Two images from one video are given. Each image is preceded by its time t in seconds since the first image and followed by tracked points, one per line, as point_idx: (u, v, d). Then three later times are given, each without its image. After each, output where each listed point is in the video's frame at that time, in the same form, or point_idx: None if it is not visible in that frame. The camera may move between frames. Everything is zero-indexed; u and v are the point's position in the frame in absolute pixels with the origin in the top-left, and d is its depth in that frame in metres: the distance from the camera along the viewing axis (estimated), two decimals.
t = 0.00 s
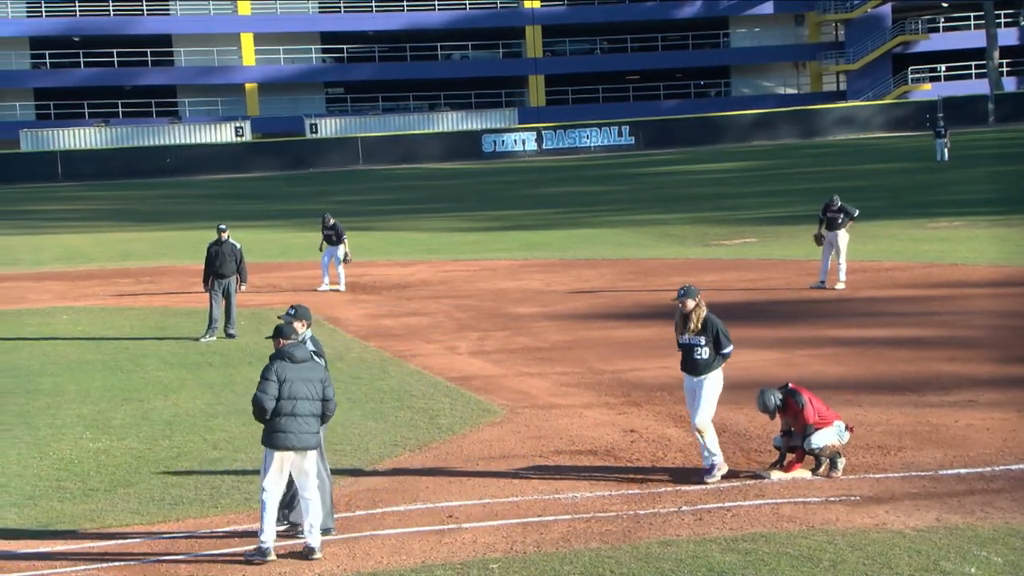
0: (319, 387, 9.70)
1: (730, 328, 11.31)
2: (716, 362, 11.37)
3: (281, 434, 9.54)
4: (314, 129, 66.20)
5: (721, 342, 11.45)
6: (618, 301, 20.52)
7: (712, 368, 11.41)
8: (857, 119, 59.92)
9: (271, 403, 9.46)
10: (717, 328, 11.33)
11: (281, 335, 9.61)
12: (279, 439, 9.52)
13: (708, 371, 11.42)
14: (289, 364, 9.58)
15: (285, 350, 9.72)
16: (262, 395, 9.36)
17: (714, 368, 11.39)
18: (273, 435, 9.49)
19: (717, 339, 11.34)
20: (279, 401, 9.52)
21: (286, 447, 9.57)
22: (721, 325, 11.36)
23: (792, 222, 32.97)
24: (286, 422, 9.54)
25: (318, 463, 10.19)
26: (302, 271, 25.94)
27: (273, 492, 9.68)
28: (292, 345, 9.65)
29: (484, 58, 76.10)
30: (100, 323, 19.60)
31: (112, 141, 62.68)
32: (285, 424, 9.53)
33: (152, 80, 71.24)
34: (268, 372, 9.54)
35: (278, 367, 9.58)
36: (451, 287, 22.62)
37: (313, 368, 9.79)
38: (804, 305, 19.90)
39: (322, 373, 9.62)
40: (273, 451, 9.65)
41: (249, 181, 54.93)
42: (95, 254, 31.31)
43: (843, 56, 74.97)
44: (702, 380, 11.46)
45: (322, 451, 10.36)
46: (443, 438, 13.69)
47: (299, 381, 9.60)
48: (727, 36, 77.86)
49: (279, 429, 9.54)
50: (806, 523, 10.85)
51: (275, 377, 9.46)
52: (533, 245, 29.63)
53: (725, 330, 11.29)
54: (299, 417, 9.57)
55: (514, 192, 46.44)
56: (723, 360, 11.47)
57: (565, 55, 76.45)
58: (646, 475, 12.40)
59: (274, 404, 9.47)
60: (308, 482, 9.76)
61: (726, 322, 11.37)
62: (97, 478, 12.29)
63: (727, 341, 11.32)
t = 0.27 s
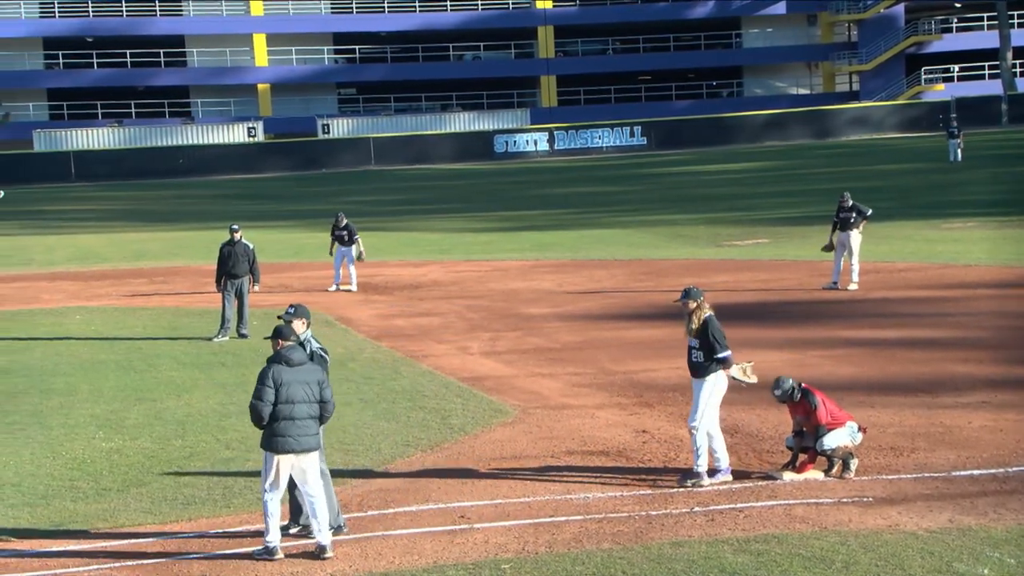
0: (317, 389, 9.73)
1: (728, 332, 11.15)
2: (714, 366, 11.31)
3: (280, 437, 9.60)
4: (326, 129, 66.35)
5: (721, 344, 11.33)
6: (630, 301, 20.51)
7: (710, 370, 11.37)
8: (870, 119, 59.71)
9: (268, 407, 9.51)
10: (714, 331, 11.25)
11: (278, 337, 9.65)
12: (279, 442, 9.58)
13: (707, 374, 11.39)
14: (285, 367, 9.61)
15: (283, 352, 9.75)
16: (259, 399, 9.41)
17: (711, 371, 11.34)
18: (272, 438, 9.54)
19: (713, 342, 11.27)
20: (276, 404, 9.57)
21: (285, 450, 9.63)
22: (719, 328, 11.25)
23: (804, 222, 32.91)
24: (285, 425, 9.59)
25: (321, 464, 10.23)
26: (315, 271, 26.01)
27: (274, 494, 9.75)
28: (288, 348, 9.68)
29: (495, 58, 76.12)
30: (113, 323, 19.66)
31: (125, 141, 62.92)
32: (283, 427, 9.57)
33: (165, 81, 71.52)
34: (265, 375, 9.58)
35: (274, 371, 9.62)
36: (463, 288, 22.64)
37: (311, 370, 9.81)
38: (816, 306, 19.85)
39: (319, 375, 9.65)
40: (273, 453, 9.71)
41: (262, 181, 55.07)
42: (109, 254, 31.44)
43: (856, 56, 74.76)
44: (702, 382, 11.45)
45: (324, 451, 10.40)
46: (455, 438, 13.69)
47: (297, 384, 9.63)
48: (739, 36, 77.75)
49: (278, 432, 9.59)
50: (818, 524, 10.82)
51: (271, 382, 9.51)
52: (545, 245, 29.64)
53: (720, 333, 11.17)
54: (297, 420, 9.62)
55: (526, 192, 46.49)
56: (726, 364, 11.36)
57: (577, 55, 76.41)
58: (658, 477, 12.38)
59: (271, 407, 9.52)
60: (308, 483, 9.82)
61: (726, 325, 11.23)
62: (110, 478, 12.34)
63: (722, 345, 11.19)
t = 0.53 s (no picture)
0: (320, 386, 9.79)
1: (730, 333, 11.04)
2: (716, 368, 11.26)
3: (285, 434, 9.68)
4: (342, 129, 66.56)
5: (724, 346, 11.24)
6: (645, 301, 20.48)
7: (712, 372, 11.33)
8: (887, 119, 59.48)
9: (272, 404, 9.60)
10: (716, 331, 11.21)
11: (281, 335, 9.72)
12: (284, 439, 9.65)
13: (711, 376, 11.34)
14: (289, 365, 9.69)
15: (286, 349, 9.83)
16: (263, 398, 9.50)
17: (712, 373, 11.28)
18: (277, 436, 9.62)
19: (714, 343, 11.23)
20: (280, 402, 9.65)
21: (290, 447, 9.71)
22: (721, 328, 11.19)
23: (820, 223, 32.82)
24: (289, 422, 9.67)
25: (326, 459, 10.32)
26: (330, 271, 26.05)
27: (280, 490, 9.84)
28: (291, 347, 9.76)
29: (511, 58, 76.12)
30: (129, 322, 19.73)
31: (142, 141, 63.19)
32: (287, 424, 9.65)
33: (181, 81, 71.83)
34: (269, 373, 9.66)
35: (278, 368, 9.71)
36: (478, 288, 22.65)
37: (314, 367, 9.89)
38: (832, 306, 19.77)
39: (322, 371, 9.71)
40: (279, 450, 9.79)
41: (277, 181, 55.21)
42: (125, 253, 31.56)
43: (872, 56, 74.50)
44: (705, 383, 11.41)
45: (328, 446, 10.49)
46: (470, 438, 13.70)
47: (300, 381, 9.71)
48: (755, 36, 77.58)
49: (283, 429, 9.67)
50: (834, 525, 10.79)
51: (275, 380, 9.59)
52: (560, 246, 29.64)
53: (718, 333, 11.13)
54: (301, 417, 9.69)
55: (541, 192, 46.50)
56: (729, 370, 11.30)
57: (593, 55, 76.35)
58: (672, 477, 12.36)
59: (275, 404, 9.60)
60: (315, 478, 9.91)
61: (729, 326, 11.14)
62: (127, 477, 12.41)
63: (718, 345, 11.14)
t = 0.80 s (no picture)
0: (337, 383, 9.87)
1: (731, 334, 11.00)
2: (720, 369, 11.25)
3: (302, 430, 9.76)
4: (358, 129, 66.69)
5: (726, 348, 11.21)
6: (661, 301, 20.45)
7: (717, 374, 11.31)
8: (903, 119, 59.19)
9: (290, 401, 9.65)
10: (719, 332, 11.21)
11: (299, 332, 9.77)
12: (301, 437, 9.73)
13: (719, 377, 11.33)
14: (307, 363, 9.76)
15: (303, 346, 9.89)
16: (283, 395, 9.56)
17: (716, 374, 11.27)
18: (294, 433, 9.68)
19: (717, 343, 11.23)
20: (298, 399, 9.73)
21: (307, 444, 9.79)
22: (723, 329, 11.18)
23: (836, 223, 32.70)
24: (306, 419, 9.74)
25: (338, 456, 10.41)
26: (345, 271, 26.09)
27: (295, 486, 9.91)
28: (310, 344, 9.82)
29: (526, 59, 76.13)
30: (145, 322, 19.79)
31: (158, 141, 63.39)
32: (305, 421, 9.72)
33: (197, 81, 72.04)
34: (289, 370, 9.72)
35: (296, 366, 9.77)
36: (493, 288, 22.65)
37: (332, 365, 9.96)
38: (848, 307, 19.69)
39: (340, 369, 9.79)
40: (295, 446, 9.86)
41: (293, 181, 55.32)
42: (141, 253, 31.67)
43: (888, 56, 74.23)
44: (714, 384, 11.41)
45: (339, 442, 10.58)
46: (484, 438, 13.70)
47: (318, 379, 9.78)
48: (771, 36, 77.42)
49: (300, 426, 9.75)
50: (850, 526, 10.75)
51: (295, 377, 9.66)
52: (575, 246, 29.61)
53: (717, 334, 11.13)
54: (319, 415, 9.76)
55: (556, 192, 46.48)
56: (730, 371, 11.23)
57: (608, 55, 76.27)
58: (687, 478, 12.34)
59: (293, 402, 9.66)
60: (329, 476, 10.01)
61: (730, 327, 11.10)
62: (143, 475, 12.45)
63: (717, 346, 11.14)
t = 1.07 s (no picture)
0: (354, 381, 9.96)
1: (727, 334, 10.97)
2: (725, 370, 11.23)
3: (320, 427, 9.82)
4: (370, 130, 66.76)
5: (727, 349, 11.17)
6: (673, 302, 20.43)
7: (723, 375, 11.30)
8: (917, 119, 58.93)
9: (310, 397, 9.69)
10: (720, 334, 11.22)
11: (316, 331, 9.79)
12: (320, 433, 9.79)
13: (728, 378, 11.31)
14: (326, 361, 9.82)
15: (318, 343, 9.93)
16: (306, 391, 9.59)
17: (722, 376, 11.26)
18: (313, 430, 9.73)
19: (719, 345, 11.21)
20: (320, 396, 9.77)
21: (325, 440, 9.84)
22: (724, 330, 11.16)
23: (850, 223, 32.62)
24: (324, 416, 9.79)
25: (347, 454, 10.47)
26: (357, 271, 26.14)
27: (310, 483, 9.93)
28: (329, 342, 9.88)
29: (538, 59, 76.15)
30: (159, 321, 19.85)
31: (172, 141, 63.53)
32: (324, 418, 9.78)
33: (210, 81, 72.20)
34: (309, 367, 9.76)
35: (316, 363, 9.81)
36: (504, 288, 22.66)
37: (347, 362, 10.05)
38: (860, 307, 19.65)
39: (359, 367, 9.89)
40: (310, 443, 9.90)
41: (306, 181, 55.38)
42: (154, 253, 31.76)
43: (902, 55, 74.02)
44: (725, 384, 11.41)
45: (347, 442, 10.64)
46: (496, 438, 13.71)
47: (336, 376, 9.84)
48: (785, 36, 77.28)
49: (319, 423, 9.79)
50: (862, 526, 10.73)
51: (317, 374, 9.70)
52: (587, 246, 29.61)
53: (715, 336, 11.14)
54: (337, 412, 9.84)
55: (567, 192, 46.49)
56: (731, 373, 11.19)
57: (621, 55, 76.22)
58: (699, 479, 12.33)
59: (313, 398, 9.69)
60: (344, 473, 10.08)
61: (727, 328, 11.07)
62: (156, 475, 12.48)
63: (717, 348, 11.13)
